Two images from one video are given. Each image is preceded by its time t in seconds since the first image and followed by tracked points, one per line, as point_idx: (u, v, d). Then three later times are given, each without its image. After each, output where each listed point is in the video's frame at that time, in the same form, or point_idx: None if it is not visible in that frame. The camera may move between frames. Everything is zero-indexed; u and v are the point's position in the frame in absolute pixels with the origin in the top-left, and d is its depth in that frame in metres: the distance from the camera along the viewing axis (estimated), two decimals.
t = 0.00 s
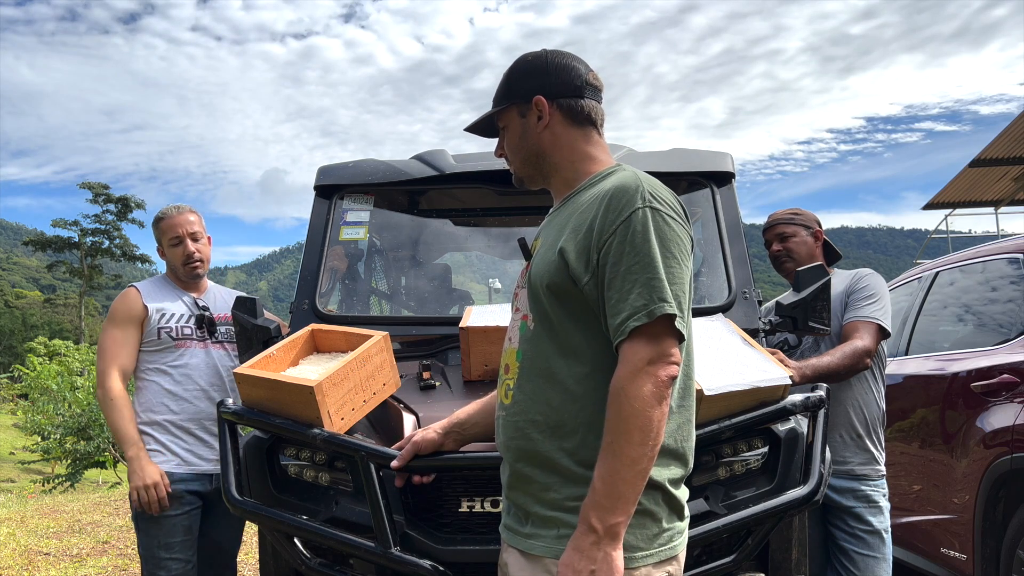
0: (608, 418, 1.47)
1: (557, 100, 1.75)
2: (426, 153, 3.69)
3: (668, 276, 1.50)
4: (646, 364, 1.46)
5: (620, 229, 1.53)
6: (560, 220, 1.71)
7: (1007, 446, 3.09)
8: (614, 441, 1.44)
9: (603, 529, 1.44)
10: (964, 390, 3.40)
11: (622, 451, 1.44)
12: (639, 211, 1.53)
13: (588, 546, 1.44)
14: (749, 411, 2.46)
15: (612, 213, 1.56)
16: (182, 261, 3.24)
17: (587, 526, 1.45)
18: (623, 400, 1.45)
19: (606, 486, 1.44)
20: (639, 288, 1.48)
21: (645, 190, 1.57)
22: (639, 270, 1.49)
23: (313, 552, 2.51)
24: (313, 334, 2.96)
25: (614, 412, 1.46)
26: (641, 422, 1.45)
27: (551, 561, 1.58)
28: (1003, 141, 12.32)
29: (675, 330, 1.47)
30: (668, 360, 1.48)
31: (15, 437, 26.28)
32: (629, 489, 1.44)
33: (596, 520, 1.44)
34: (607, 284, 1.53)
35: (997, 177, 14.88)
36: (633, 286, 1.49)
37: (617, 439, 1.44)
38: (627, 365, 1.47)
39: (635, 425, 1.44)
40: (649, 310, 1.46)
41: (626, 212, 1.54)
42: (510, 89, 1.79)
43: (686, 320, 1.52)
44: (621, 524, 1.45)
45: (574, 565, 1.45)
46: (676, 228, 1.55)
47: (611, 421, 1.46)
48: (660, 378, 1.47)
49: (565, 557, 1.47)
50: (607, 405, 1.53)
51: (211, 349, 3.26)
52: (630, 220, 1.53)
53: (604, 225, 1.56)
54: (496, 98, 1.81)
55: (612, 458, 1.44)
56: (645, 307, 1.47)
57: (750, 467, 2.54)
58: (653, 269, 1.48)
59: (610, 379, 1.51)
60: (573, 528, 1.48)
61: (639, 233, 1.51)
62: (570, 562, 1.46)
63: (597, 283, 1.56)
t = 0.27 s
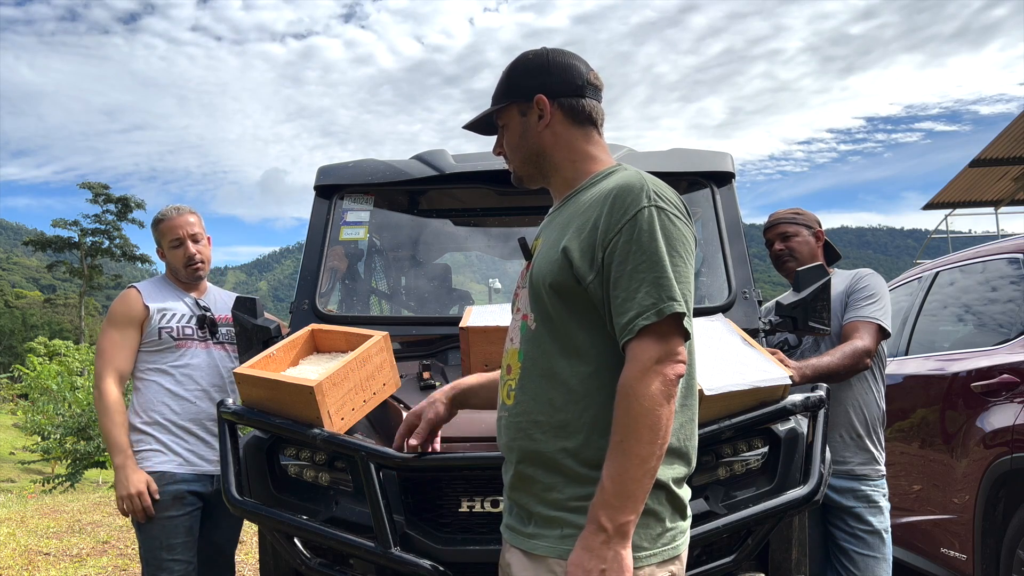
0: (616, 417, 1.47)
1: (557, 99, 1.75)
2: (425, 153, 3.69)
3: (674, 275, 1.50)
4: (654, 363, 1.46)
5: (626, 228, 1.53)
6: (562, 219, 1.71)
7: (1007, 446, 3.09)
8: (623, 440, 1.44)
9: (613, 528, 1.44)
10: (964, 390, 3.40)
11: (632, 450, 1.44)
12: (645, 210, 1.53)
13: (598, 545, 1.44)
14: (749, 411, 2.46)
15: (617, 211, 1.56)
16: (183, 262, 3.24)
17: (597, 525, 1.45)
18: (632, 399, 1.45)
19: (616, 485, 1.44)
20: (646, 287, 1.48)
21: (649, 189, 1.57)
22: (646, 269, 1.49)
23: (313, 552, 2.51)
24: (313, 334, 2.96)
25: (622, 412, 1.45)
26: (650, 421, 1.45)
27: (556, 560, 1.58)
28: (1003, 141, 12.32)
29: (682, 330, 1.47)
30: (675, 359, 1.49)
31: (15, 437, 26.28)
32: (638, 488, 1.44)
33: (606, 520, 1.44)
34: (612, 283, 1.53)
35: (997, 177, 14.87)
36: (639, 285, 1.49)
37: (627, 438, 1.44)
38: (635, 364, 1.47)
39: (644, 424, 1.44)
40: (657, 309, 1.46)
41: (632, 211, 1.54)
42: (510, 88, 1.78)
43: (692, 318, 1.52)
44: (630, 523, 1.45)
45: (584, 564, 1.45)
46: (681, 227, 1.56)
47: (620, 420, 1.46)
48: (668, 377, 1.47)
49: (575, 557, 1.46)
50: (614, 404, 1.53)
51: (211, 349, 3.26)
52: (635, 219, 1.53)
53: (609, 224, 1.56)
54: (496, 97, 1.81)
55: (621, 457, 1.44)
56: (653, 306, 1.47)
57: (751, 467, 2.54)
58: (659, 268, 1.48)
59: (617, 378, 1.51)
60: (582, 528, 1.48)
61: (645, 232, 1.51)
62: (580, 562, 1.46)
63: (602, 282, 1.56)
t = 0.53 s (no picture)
0: (614, 417, 1.47)
1: (563, 99, 1.75)
2: (426, 153, 3.69)
3: (674, 275, 1.50)
4: (653, 363, 1.46)
5: (626, 228, 1.53)
6: (564, 219, 1.71)
7: (1007, 446, 3.09)
8: (621, 440, 1.44)
9: (611, 528, 1.44)
10: (964, 390, 3.40)
11: (630, 450, 1.44)
12: (645, 210, 1.53)
13: (596, 545, 1.45)
14: (749, 411, 2.46)
15: (617, 212, 1.56)
16: (187, 260, 3.24)
17: (596, 525, 1.45)
18: (631, 399, 1.45)
19: (614, 485, 1.44)
20: (645, 287, 1.48)
21: (650, 190, 1.57)
22: (645, 270, 1.49)
23: (313, 552, 2.51)
24: (313, 334, 2.96)
25: (621, 411, 1.45)
26: (648, 421, 1.45)
27: (555, 560, 1.58)
28: (1003, 141, 12.33)
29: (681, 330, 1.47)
30: (674, 359, 1.49)
31: (15, 437, 26.28)
32: (636, 488, 1.44)
33: (604, 519, 1.44)
34: (611, 283, 1.53)
35: (996, 177, 14.87)
36: (638, 286, 1.49)
37: (625, 438, 1.44)
38: (633, 364, 1.47)
39: (642, 423, 1.44)
40: (655, 309, 1.46)
41: (632, 211, 1.54)
42: (515, 86, 1.78)
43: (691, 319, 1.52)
44: (628, 523, 1.45)
45: (582, 563, 1.46)
46: (681, 228, 1.56)
47: (619, 420, 1.46)
48: (666, 377, 1.47)
49: (574, 557, 1.47)
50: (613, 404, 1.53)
51: (212, 351, 3.26)
52: (636, 219, 1.53)
53: (609, 225, 1.56)
54: (501, 96, 1.80)
55: (619, 456, 1.44)
56: (652, 306, 1.47)
57: (750, 467, 2.54)
58: (659, 269, 1.48)
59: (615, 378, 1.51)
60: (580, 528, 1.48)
61: (645, 232, 1.51)
62: (578, 561, 1.46)
63: (602, 282, 1.56)
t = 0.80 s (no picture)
0: (616, 416, 1.47)
1: (569, 98, 1.75)
2: (426, 153, 3.69)
3: (679, 277, 1.50)
4: (656, 363, 1.46)
5: (631, 229, 1.53)
6: (567, 219, 1.71)
7: (1007, 446, 3.09)
8: (623, 439, 1.44)
9: (612, 526, 1.44)
10: (964, 390, 3.40)
11: (632, 449, 1.44)
12: (651, 212, 1.53)
13: (597, 542, 1.45)
14: (750, 411, 2.46)
15: (622, 213, 1.56)
16: (190, 264, 3.24)
17: (596, 523, 1.45)
18: (633, 399, 1.45)
19: (615, 483, 1.44)
20: (650, 288, 1.48)
21: (655, 192, 1.57)
22: (650, 271, 1.49)
23: (313, 552, 2.52)
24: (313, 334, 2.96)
25: (623, 411, 1.45)
26: (651, 420, 1.45)
27: (553, 558, 1.58)
28: (1003, 141, 12.33)
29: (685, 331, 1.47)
30: (676, 359, 1.49)
31: (15, 437, 26.28)
32: (637, 487, 1.44)
33: (605, 517, 1.44)
34: (616, 283, 1.53)
35: (996, 177, 14.87)
36: (643, 287, 1.49)
37: (627, 437, 1.44)
38: (636, 364, 1.47)
39: (645, 423, 1.44)
40: (661, 310, 1.46)
41: (637, 213, 1.54)
42: (522, 84, 1.77)
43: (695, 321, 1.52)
44: (628, 521, 1.45)
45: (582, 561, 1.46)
46: (686, 231, 1.56)
47: (621, 419, 1.46)
48: (669, 377, 1.47)
49: (572, 554, 1.47)
50: (615, 403, 1.53)
51: (211, 355, 3.25)
52: (641, 221, 1.53)
53: (614, 226, 1.56)
54: (507, 92, 1.80)
55: (621, 455, 1.44)
56: (657, 307, 1.47)
57: (750, 467, 2.54)
58: (664, 270, 1.48)
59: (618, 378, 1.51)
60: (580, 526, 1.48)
61: (650, 234, 1.51)
62: (578, 559, 1.46)
63: (605, 282, 1.56)
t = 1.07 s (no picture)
0: (621, 414, 1.47)
1: (562, 100, 1.75)
2: (426, 153, 3.69)
3: (678, 275, 1.51)
4: (658, 360, 1.47)
5: (629, 227, 1.53)
6: (563, 218, 1.71)
7: (1007, 446, 3.09)
8: (628, 436, 1.44)
9: (619, 523, 1.44)
10: (964, 390, 3.40)
11: (637, 446, 1.44)
12: (648, 210, 1.53)
13: (603, 540, 1.45)
14: (749, 411, 2.46)
15: (620, 211, 1.56)
16: (190, 263, 3.25)
17: (603, 520, 1.45)
18: (637, 396, 1.45)
19: (621, 480, 1.44)
20: (650, 285, 1.48)
21: (652, 190, 1.57)
22: (650, 269, 1.49)
23: (313, 552, 2.52)
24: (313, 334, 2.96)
25: (627, 408, 1.45)
26: (655, 417, 1.45)
27: (556, 557, 1.57)
28: (1004, 141, 12.33)
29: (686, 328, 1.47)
30: (679, 356, 1.49)
31: (15, 437, 26.28)
32: (643, 484, 1.44)
33: (611, 515, 1.44)
34: (615, 281, 1.53)
35: (996, 177, 14.87)
36: (643, 284, 1.49)
37: (632, 434, 1.44)
38: (638, 361, 1.47)
39: (649, 419, 1.44)
40: (661, 307, 1.46)
41: (635, 211, 1.54)
42: (514, 85, 1.77)
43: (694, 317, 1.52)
44: (636, 518, 1.46)
45: (589, 559, 1.46)
46: (683, 228, 1.56)
47: (625, 416, 1.45)
48: (672, 374, 1.48)
49: (581, 552, 1.47)
50: (618, 401, 1.53)
51: (212, 353, 3.25)
52: (639, 218, 1.53)
53: (612, 224, 1.56)
54: (499, 94, 1.80)
55: (626, 452, 1.44)
56: (658, 304, 1.47)
57: (750, 467, 2.54)
58: (663, 267, 1.48)
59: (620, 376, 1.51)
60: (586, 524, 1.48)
61: (649, 231, 1.51)
62: (585, 556, 1.46)
63: (604, 280, 1.56)
